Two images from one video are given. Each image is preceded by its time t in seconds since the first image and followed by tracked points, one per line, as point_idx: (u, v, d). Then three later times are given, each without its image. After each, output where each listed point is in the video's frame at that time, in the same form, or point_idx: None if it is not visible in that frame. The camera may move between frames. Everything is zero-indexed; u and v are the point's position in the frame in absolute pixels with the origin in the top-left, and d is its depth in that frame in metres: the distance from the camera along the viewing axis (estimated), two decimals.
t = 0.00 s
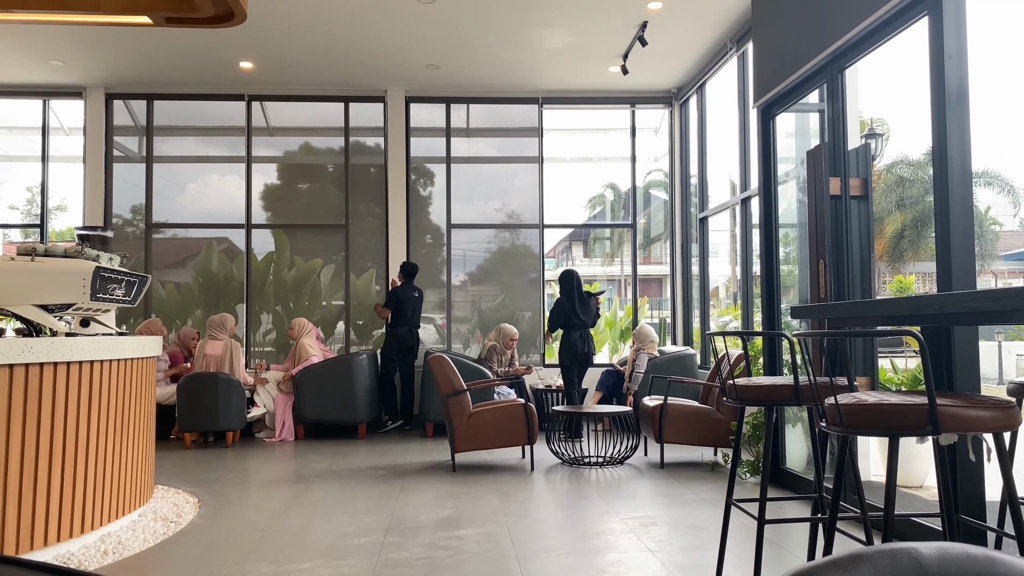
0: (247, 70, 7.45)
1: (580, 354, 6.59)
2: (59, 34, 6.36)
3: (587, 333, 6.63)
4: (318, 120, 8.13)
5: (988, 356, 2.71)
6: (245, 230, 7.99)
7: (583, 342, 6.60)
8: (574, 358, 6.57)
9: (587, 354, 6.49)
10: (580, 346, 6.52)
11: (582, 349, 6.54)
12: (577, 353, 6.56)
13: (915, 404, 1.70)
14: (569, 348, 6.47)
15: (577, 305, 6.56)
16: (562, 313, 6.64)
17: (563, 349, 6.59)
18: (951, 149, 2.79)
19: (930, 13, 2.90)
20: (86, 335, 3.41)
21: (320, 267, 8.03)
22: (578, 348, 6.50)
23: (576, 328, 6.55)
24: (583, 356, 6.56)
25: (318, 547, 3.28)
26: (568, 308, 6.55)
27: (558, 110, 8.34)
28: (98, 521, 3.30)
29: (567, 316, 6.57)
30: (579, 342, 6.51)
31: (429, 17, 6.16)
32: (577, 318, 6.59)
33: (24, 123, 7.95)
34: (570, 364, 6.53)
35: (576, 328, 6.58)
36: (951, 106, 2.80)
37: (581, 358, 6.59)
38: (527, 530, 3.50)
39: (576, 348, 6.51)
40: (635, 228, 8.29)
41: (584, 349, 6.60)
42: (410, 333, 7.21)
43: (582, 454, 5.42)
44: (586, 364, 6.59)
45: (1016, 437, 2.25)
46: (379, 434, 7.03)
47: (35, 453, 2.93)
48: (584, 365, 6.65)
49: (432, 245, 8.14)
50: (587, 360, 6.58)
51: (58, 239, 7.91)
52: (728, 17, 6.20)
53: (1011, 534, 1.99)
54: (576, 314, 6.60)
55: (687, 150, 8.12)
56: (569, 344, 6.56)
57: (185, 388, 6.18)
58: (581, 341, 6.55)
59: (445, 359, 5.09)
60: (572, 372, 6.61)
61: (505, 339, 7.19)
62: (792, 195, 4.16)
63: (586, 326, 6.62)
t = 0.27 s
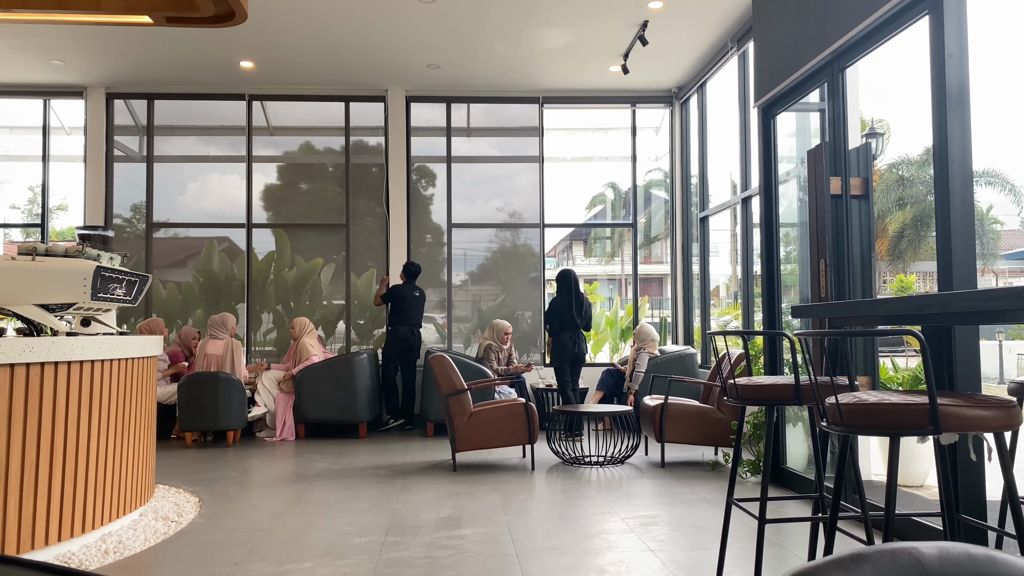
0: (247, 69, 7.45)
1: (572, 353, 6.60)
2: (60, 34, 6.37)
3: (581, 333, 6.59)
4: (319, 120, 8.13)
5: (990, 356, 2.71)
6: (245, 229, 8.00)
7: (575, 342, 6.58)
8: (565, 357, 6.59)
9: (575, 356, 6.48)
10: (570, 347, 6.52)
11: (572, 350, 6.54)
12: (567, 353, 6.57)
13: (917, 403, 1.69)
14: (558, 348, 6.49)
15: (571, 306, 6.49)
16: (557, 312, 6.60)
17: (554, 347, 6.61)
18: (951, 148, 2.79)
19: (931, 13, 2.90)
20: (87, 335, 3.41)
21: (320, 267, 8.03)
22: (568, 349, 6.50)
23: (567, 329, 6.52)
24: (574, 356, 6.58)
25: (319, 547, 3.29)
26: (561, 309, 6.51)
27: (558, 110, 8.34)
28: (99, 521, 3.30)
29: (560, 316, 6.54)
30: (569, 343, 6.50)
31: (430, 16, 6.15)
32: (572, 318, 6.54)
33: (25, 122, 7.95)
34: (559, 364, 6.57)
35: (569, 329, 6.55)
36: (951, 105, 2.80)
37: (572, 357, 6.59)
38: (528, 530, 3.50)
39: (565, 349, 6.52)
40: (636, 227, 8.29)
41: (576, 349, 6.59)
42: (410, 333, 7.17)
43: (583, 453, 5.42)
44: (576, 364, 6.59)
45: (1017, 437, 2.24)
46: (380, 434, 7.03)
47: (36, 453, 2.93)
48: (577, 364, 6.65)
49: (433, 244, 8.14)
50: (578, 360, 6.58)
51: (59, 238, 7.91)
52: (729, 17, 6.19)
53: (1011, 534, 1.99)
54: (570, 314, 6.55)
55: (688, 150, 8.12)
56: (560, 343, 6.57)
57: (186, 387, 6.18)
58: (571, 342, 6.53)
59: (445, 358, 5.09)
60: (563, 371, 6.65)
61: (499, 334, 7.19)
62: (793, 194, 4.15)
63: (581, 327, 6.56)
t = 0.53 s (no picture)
0: (247, 69, 7.45)
1: (569, 354, 6.57)
2: (60, 34, 6.37)
3: (577, 333, 6.58)
4: (319, 119, 8.14)
5: (989, 355, 2.70)
6: (246, 229, 8.00)
7: (572, 343, 6.56)
8: (563, 358, 6.55)
9: (574, 356, 6.46)
10: (568, 348, 6.49)
11: (570, 351, 6.52)
12: (565, 354, 6.53)
13: (917, 403, 1.69)
14: (557, 350, 6.44)
15: (568, 306, 6.48)
16: (553, 314, 6.56)
17: (551, 349, 6.56)
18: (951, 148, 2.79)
19: (931, 12, 2.90)
20: (86, 335, 3.41)
21: (320, 267, 8.03)
22: (566, 350, 6.47)
23: (565, 329, 6.49)
24: (572, 357, 6.55)
25: (319, 547, 3.29)
26: (558, 310, 6.48)
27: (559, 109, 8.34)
28: (99, 521, 3.31)
29: (557, 318, 6.50)
30: (567, 344, 6.47)
31: (429, 16, 6.15)
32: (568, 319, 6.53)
33: (25, 122, 7.96)
34: (557, 366, 6.52)
35: (566, 329, 6.52)
36: (951, 105, 2.80)
37: (569, 358, 6.56)
38: (528, 529, 3.50)
39: (564, 350, 6.48)
40: (635, 227, 8.29)
41: (573, 349, 6.57)
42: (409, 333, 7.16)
43: (583, 453, 5.42)
44: (574, 365, 6.56)
45: (1017, 437, 2.24)
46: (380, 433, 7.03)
47: (36, 453, 2.93)
48: (573, 365, 6.63)
49: (433, 244, 8.15)
50: (576, 361, 6.56)
51: (59, 238, 7.92)
52: (729, 16, 6.19)
53: (1010, 534, 1.98)
54: (566, 315, 6.52)
55: (688, 149, 8.12)
56: (557, 345, 6.53)
57: (187, 387, 6.19)
58: (569, 343, 6.51)
59: (445, 358, 5.09)
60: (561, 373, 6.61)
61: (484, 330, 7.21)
62: (792, 194, 4.15)
63: (577, 327, 6.55)
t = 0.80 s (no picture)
0: (247, 69, 7.44)
1: (564, 353, 6.56)
2: (60, 33, 6.37)
3: (571, 332, 6.60)
4: (319, 119, 8.13)
5: (989, 355, 2.70)
6: (246, 229, 8.00)
7: (566, 341, 6.57)
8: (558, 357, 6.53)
9: (570, 353, 6.45)
10: (562, 346, 6.49)
11: (565, 349, 6.52)
12: (560, 353, 6.52)
13: (917, 403, 1.70)
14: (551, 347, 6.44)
15: (559, 304, 6.54)
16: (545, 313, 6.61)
17: (546, 348, 6.56)
18: (951, 147, 2.79)
19: (931, 12, 2.89)
20: (86, 335, 3.41)
21: (320, 267, 8.03)
22: (560, 348, 6.48)
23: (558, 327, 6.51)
24: (568, 355, 6.54)
25: (319, 546, 3.29)
26: (550, 308, 6.53)
27: (559, 109, 8.34)
28: (99, 520, 3.31)
29: (549, 316, 6.54)
30: (562, 341, 6.47)
31: (430, 15, 6.15)
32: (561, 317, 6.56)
33: (25, 122, 7.96)
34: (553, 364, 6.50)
35: (560, 328, 6.56)
36: (951, 105, 2.80)
37: (565, 357, 6.54)
38: (528, 529, 3.50)
39: (558, 347, 6.48)
40: (635, 227, 8.29)
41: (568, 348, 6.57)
42: (404, 333, 7.15)
43: (583, 453, 5.42)
44: (571, 363, 6.53)
45: (1017, 438, 2.24)
46: (380, 433, 7.03)
47: (36, 453, 2.93)
48: (570, 365, 6.60)
49: (433, 243, 8.14)
50: (572, 359, 6.54)
51: (59, 238, 7.91)
52: (730, 16, 6.19)
53: (1010, 533, 1.98)
54: (559, 313, 6.57)
55: (688, 149, 8.12)
56: (552, 343, 6.53)
57: (187, 386, 6.18)
58: (563, 340, 6.51)
59: (445, 358, 5.09)
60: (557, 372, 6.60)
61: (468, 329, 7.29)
62: (792, 193, 4.15)
63: (570, 326, 6.58)
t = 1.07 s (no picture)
0: (248, 68, 7.44)
1: (553, 352, 6.65)
2: (61, 33, 6.37)
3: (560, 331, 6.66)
4: (319, 119, 8.13)
5: (990, 354, 2.70)
6: (246, 229, 8.00)
7: (555, 340, 6.65)
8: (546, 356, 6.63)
9: (557, 353, 6.53)
10: (549, 345, 6.58)
11: (553, 347, 6.61)
12: (547, 351, 6.62)
13: (918, 403, 1.70)
14: (537, 347, 6.54)
15: (547, 304, 6.58)
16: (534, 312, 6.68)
17: (534, 347, 6.67)
18: (953, 146, 2.79)
19: (932, 11, 2.89)
20: (87, 334, 3.42)
21: (321, 266, 8.03)
22: (548, 346, 6.56)
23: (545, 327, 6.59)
24: (556, 353, 6.62)
25: (320, 546, 3.29)
26: (537, 308, 6.59)
27: (559, 109, 8.34)
28: (100, 520, 3.31)
29: (537, 316, 6.61)
30: (548, 341, 6.56)
31: (430, 15, 6.15)
32: (549, 316, 6.63)
33: (26, 122, 7.95)
34: (540, 363, 6.61)
35: (548, 327, 6.63)
36: (952, 105, 2.80)
37: (553, 356, 6.63)
38: (528, 529, 3.50)
39: (545, 346, 6.57)
40: (636, 226, 8.29)
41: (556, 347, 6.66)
42: (400, 331, 7.12)
43: (583, 452, 5.42)
44: (558, 362, 6.62)
45: (1018, 438, 2.24)
46: (380, 433, 7.03)
47: (37, 452, 2.93)
48: (559, 363, 6.70)
49: (433, 243, 8.14)
50: (561, 358, 6.62)
51: (60, 238, 7.90)
52: (731, 16, 6.19)
53: (1012, 533, 1.98)
54: (547, 312, 6.63)
55: (688, 148, 8.12)
56: (540, 342, 6.63)
57: (187, 386, 6.18)
58: (551, 340, 6.59)
59: (446, 358, 5.09)
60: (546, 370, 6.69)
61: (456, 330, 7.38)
62: (793, 192, 4.15)
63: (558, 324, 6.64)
